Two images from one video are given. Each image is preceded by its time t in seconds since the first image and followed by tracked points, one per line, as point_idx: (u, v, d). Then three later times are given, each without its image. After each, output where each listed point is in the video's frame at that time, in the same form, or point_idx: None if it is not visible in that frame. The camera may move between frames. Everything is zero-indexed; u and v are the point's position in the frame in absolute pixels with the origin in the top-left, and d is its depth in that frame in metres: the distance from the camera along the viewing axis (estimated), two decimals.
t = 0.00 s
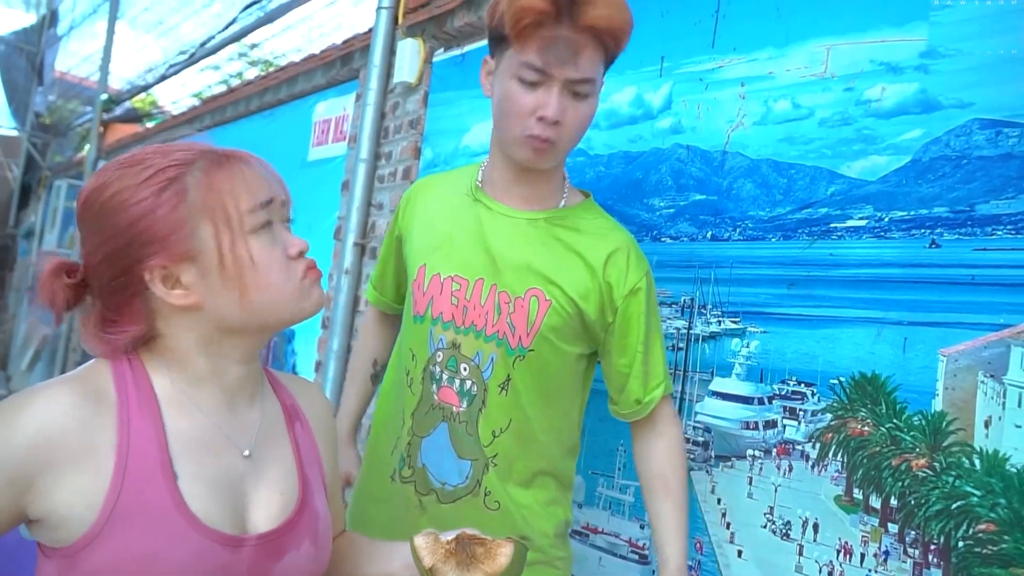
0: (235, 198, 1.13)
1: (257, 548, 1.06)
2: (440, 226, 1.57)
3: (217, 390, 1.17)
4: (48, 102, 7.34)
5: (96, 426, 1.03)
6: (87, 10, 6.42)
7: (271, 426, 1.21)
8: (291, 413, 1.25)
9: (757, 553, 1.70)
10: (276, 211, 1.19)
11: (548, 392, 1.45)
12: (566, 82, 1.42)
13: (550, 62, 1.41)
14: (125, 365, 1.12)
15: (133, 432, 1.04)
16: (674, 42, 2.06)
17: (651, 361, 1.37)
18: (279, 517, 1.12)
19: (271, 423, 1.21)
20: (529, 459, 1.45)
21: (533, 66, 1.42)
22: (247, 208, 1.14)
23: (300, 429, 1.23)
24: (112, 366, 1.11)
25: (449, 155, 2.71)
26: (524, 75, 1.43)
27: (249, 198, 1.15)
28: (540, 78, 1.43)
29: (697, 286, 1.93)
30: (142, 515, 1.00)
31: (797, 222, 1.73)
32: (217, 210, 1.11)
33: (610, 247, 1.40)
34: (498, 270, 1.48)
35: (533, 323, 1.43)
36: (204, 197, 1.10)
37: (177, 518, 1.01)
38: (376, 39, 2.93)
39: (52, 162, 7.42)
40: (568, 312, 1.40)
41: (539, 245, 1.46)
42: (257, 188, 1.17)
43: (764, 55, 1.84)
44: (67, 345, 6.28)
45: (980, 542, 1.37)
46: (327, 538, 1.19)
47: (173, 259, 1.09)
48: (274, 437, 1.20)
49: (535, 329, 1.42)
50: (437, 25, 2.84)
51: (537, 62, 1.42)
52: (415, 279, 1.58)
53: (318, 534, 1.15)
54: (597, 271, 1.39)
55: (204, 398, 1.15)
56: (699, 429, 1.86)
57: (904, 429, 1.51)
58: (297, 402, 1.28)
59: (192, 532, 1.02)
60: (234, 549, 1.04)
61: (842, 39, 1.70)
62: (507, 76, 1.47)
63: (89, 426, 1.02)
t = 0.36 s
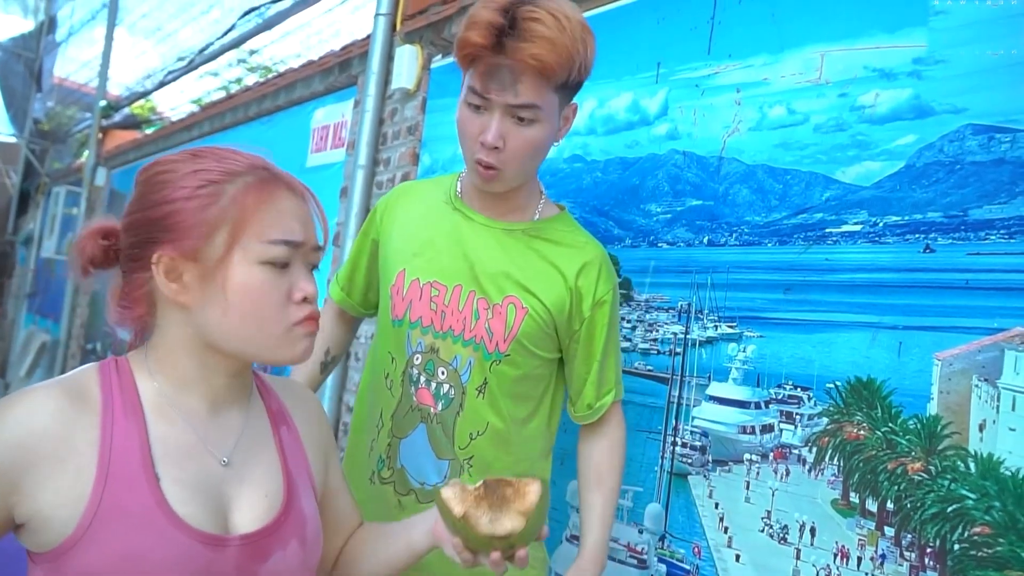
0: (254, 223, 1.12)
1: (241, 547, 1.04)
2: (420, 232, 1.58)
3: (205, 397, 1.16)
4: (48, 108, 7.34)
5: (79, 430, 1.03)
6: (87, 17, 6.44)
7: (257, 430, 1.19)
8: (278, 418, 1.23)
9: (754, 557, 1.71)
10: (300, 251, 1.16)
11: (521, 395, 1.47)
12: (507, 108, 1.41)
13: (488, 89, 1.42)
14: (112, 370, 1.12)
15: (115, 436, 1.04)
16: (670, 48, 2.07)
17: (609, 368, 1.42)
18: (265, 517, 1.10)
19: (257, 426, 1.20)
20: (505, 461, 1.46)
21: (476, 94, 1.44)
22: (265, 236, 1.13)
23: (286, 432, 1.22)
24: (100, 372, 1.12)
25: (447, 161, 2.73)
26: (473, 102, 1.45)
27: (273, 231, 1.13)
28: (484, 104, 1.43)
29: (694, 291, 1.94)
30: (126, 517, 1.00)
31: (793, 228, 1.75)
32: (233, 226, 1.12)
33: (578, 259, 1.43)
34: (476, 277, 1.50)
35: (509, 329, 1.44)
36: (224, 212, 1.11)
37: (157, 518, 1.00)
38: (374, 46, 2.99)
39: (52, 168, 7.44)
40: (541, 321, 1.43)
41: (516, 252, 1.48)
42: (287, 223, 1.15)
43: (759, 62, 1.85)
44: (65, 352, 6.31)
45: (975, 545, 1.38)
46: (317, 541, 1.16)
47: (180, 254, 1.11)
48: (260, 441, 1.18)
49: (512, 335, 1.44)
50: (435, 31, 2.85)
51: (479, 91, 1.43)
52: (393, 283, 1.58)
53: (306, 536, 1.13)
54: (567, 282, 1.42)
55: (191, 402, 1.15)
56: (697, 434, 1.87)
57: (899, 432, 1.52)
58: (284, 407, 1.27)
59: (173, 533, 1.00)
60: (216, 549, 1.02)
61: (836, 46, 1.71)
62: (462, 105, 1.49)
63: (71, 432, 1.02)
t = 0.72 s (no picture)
0: (248, 232, 1.05)
1: (240, 557, 1.01)
2: (428, 241, 1.48)
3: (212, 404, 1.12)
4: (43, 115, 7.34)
5: (85, 432, 1.01)
6: (82, 24, 6.46)
7: (266, 442, 1.16)
8: (289, 431, 1.20)
9: (750, 559, 1.71)
10: (296, 267, 1.06)
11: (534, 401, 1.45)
12: (533, 144, 1.32)
13: (514, 127, 1.30)
14: (128, 375, 1.10)
15: (122, 437, 1.01)
16: (664, 53, 2.08)
17: (630, 358, 1.43)
18: (268, 528, 1.06)
19: (266, 438, 1.16)
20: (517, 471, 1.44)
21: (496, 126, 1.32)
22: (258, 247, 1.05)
23: (295, 446, 1.19)
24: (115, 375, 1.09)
25: (442, 166, 2.74)
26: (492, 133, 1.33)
27: (266, 243, 1.05)
28: (507, 137, 1.32)
29: (689, 294, 1.95)
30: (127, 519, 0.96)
31: (787, 231, 1.75)
32: (229, 234, 1.06)
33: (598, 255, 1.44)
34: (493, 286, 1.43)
35: (525, 341, 1.41)
36: (222, 220, 1.06)
37: (158, 521, 0.97)
38: (369, 52, 2.99)
39: (47, 176, 7.45)
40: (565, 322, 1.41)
41: (536, 257, 1.43)
42: (282, 238, 1.06)
43: (753, 66, 1.86)
44: (61, 359, 6.32)
45: (970, 545, 1.38)
46: (321, 558, 1.12)
47: (184, 260, 1.09)
48: (269, 453, 1.15)
49: (530, 346, 1.41)
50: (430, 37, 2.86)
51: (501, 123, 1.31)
52: (404, 293, 1.47)
53: (307, 552, 1.09)
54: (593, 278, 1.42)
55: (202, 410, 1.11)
56: (693, 437, 1.88)
57: (893, 434, 1.52)
58: (294, 419, 1.23)
59: (173, 537, 0.97)
60: (215, 557, 0.99)
61: (828, 50, 1.72)
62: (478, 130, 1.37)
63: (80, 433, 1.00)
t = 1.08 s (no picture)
0: (235, 215, 1.12)
1: (249, 556, 1.05)
2: (452, 290, 1.46)
3: (219, 401, 1.16)
4: (40, 116, 7.33)
5: (93, 434, 1.04)
6: (77, 24, 6.46)
7: (275, 438, 1.20)
8: (297, 425, 1.24)
9: (746, 554, 1.73)
10: (284, 247, 1.13)
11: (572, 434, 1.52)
12: (524, 147, 1.32)
13: (503, 128, 1.32)
14: (132, 375, 1.13)
15: (131, 441, 1.05)
16: (659, 51, 2.09)
17: (671, 367, 1.39)
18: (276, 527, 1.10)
19: (274, 433, 1.20)
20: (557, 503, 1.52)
21: (491, 133, 1.34)
22: (244, 228, 1.11)
23: (304, 441, 1.23)
24: (120, 374, 1.13)
25: (440, 164, 2.75)
26: (489, 142, 1.36)
27: (254, 223, 1.12)
28: (500, 144, 1.34)
29: (685, 291, 1.96)
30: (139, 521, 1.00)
31: (782, 228, 1.76)
32: (215, 217, 1.11)
33: (631, 271, 1.48)
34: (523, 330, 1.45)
35: (561, 381, 1.47)
36: (208, 205, 1.12)
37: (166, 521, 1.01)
38: (364, 51, 2.97)
39: (43, 176, 7.47)
40: (597, 355, 1.47)
41: (565, 299, 1.45)
42: (267, 218, 1.12)
43: (748, 64, 1.87)
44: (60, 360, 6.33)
45: (964, 539, 1.39)
46: (331, 553, 1.16)
47: (173, 248, 1.15)
48: (276, 449, 1.19)
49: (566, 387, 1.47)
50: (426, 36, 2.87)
51: (494, 130, 1.33)
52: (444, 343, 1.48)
53: (317, 548, 1.13)
54: (624, 297, 1.46)
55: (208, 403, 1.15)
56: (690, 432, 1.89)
57: (888, 429, 1.53)
58: (302, 413, 1.28)
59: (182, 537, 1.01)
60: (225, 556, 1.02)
61: (822, 47, 1.73)
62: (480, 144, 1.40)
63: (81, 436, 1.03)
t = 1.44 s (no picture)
0: (227, 217, 1.12)
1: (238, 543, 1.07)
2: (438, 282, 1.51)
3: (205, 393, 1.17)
4: (38, 114, 7.31)
5: (87, 420, 1.05)
6: (76, 21, 6.46)
7: (261, 428, 1.22)
8: (282, 420, 1.26)
9: (744, 552, 1.73)
10: (273, 250, 1.13)
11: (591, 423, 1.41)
12: (487, 125, 1.32)
13: (464, 109, 1.32)
14: (122, 365, 1.14)
15: (122, 430, 1.06)
16: (658, 49, 2.09)
17: (687, 320, 1.19)
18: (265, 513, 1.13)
19: (262, 424, 1.23)
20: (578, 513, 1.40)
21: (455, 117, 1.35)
22: (235, 231, 1.12)
23: (289, 434, 1.24)
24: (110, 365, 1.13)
25: (439, 162, 2.74)
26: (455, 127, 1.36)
27: (244, 225, 1.12)
28: (465, 126, 1.34)
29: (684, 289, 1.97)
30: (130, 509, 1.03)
31: (781, 226, 1.76)
32: (207, 218, 1.12)
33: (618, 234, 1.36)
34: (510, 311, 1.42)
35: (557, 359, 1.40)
36: (201, 204, 1.13)
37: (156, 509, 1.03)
38: (364, 49, 2.97)
39: (41, 174, 7.47)
40: (596, 328, 1.37)
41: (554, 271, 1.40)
42: (259, 222, 1.13)
43: (747, 62, 1.87)
44: (58, 356, 6.33)
45: (962, 537, 1.39)
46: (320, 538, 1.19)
47: (166, 245, 1.16)
48: (263, 439, 1.21)
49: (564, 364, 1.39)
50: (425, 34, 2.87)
51: (457, 113, 1.34)
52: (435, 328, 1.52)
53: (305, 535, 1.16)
54: (617, 261, 1.34)
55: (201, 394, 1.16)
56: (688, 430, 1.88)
57: (887, 427, 1.54)
58: (288, 406, 1.29)
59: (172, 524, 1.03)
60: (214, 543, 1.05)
61: (822, 46, 1.73)
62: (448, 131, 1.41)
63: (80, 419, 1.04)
